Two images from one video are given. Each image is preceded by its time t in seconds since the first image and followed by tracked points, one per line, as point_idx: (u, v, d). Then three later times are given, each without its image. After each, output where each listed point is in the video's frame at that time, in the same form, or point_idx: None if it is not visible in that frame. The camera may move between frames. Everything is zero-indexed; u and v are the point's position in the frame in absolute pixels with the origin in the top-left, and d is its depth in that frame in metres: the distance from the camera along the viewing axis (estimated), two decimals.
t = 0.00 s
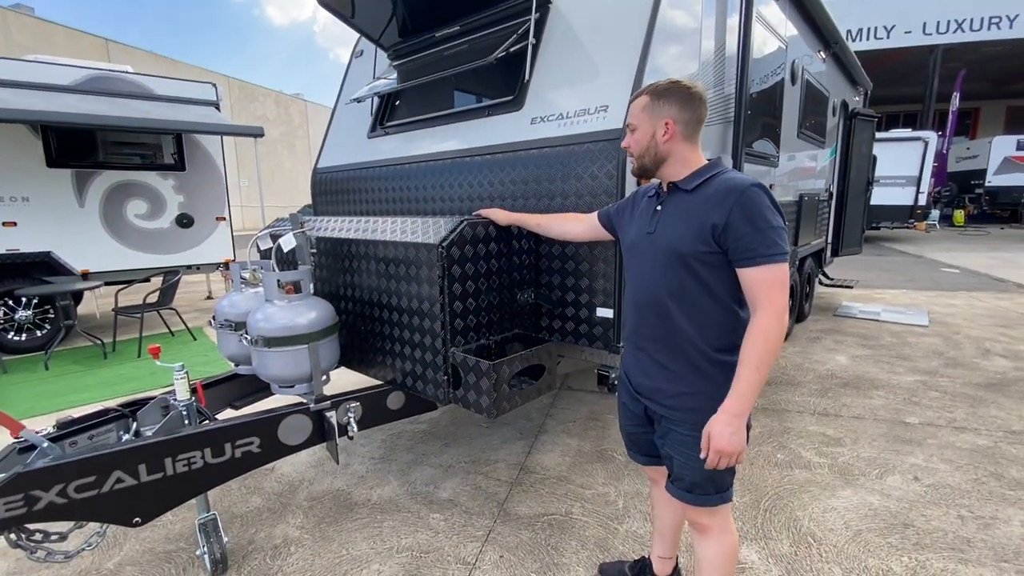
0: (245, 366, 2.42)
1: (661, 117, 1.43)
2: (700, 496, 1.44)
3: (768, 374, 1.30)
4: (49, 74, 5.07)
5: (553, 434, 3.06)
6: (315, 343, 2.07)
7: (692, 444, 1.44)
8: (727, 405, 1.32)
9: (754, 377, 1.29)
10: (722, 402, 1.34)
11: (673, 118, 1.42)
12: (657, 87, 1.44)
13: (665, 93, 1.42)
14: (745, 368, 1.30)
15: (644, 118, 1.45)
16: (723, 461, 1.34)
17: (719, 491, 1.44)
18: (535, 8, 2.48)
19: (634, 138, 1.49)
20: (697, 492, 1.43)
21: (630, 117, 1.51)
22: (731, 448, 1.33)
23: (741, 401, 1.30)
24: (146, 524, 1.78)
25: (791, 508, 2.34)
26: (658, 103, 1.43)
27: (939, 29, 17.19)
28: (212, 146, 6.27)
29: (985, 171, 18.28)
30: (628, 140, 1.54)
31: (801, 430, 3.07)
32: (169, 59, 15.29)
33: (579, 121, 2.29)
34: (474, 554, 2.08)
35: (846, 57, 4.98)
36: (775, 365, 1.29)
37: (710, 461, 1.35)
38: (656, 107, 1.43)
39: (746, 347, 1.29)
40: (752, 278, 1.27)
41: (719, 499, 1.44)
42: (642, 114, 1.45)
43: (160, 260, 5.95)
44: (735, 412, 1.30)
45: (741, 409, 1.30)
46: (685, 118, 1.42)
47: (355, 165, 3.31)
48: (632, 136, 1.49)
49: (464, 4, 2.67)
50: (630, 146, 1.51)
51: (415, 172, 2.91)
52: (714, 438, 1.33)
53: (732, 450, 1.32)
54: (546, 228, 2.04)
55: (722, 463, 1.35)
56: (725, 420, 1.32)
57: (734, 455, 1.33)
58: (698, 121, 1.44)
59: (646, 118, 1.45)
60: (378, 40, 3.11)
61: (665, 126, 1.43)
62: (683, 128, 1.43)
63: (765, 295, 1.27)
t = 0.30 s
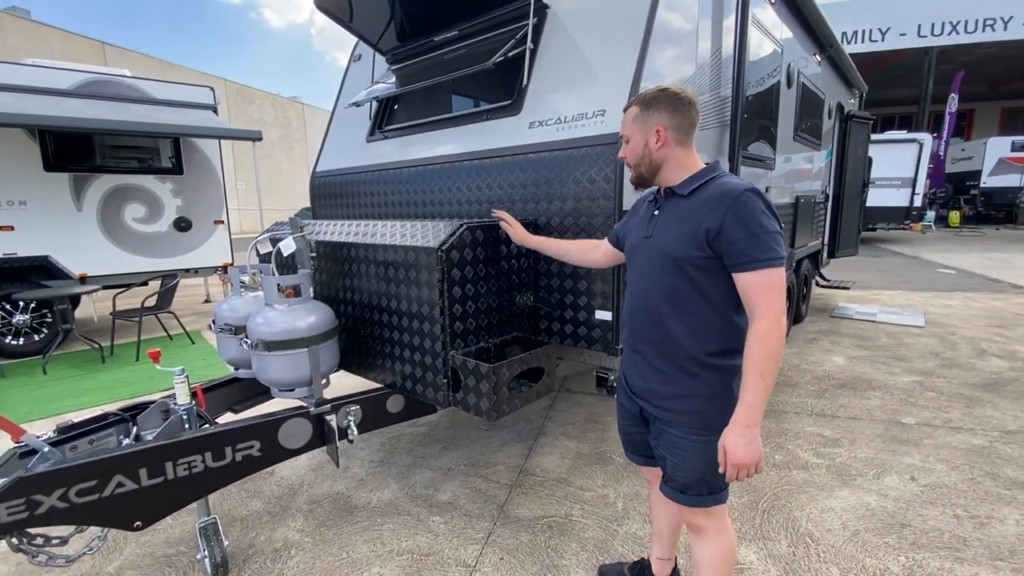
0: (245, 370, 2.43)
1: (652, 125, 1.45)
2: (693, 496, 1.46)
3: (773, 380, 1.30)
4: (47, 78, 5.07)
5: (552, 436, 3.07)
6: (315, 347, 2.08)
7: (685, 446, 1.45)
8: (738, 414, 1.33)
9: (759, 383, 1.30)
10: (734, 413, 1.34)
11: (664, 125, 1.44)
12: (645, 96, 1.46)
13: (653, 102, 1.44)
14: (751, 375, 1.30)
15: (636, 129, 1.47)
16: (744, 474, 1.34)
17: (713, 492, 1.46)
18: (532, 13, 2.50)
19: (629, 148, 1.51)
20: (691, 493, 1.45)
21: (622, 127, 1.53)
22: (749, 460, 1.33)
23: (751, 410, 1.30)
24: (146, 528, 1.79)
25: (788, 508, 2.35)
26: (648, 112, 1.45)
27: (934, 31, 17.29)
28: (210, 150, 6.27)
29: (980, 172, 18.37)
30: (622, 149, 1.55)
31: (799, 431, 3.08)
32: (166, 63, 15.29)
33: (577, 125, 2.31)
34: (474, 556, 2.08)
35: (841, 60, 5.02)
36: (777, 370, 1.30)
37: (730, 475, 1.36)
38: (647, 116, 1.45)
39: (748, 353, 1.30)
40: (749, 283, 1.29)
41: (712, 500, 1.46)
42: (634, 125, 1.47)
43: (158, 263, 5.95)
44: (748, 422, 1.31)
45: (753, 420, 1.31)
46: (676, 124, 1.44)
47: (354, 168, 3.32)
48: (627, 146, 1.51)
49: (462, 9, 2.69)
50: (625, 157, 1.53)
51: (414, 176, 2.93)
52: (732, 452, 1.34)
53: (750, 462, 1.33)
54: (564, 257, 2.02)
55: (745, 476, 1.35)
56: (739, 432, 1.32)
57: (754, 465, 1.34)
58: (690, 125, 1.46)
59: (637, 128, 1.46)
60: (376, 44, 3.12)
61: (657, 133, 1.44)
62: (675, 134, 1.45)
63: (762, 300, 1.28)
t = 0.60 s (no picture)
0: (244, 370, 2.43)
1: (646, 128, 1.45)
2: (693, 494, 1.45)
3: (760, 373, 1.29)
4: (46, 78, 5.07)
5: (552, 436, 3.07)
6: (314, 347, 2.08)
7: (685, 442, 1.45)
8: (719, 401, 1.31)
9: (743, 375, 1.29)
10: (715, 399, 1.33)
11: (659, 127, 1.44)
12: (638, 99, 1.45)
13: (646, 106, 1.44)
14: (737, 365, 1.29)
15: (631, 132, 1.46)
16: (714, 458, 1.33)
17: (712, 490, 1.44)
18: (531, 13, 2.51)
19: (623, 153, 1.50)
20: (691, 490, 1.44)
21: (614, 130, 1.52)
22: (720, 444, 1.32)
23: (731, 398, 1.29)
24: (145, 528, 1.78)
25: (788, 508, 2.35)
26: (641, 115, 1.44)
27: (933, 32, 17.32)
28: (210, 151, 6.27)
29: (979, 172, 18.42)
30: (616, 153, 1.54)
31: (799, 431, 3.09)
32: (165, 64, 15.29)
33: (576, 125, 2.31)
34: (473, 557, 2.08)
35: (840, 61, 5.02)
36: (764, 365, 1.29)
37: (700, 457, 1.35)
38: (641, 119, 1.44)
39: (738, 347, 1.30)
40: (743, 279, 1.29)
41: (712, 498, 1.45)
42: (628, 129, 1.46)
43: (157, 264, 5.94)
44: (727, 408, 1.30)
45: (732, 407, 1.30)
46: (670, 126, 1.44)
47: (353, 169, 3.32)
48: (621, 150, 1.50)
49: (462, 9, 2.69)
50: (620, 161, 1.52)
51: (414, 176, 2.93)
52: (705, 435, 1.32)
53: (723, 447, 1.32)
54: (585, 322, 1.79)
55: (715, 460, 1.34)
56: (716, 418, 1.31)
57: (727, 452, 1.33)
58: (683, 126, 1.46)
59: (631, 131, 1.46)
60: (375, 45, 3.13)
61: (652, 136, 1.44)
62: (669, 136, 1.45)
63: (757, 296, 1.28)
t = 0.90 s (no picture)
0: (242, 371, 2.42)
1: (648, 129, 1.45)
2: (698, 493, 1.44)
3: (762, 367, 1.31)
4: (42, 78, 5.05)
5: (550, 437, 3.07)
6: (311, 348, 2.08)
7: (692, 441, 1.44)
8: (725, 396, 1.32)
9: (748, 369, 1.30)
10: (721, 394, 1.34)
11: (661, 129, 1.45)
12: (639, 101, 1.45)
13: (648, 107, 1.44)
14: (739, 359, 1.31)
15: (633, 133, 1.46)
16: (721, 452, 1.34)
17: (717, 488, 1.45)
18: (529, 14, 2.51)
19: (624, 154, 1.49)
20: (697, 489, 1.44)
21: (614, 131, 1.51)
22: (729, 438, 1.32)
23: (737, 391, 1.31)
24: (141, 530, 1.78)
25: (786, 508, 2.36)
26: (644, 116, 1.44)
27: (930, 33, 17.37)
28: (208, 151, 6.26)
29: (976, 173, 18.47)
30: (615, 155, 1.53)
31: (796, 431, 3.09)
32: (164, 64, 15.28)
33: (574, 125, 2.31)
34: (471, 558, 2.08)
35: (837, 61, 5.04)
36: (767, 360, 1.30)
37: (707, 450, 1.35)
38: (643, 120, 1.44)
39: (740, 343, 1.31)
40: (748, 277, 1.30)
41: (717, 496, 1.45)
42: (630, 130, 1.46)
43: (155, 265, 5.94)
44: (733, 402, 1.31)
45: (737, 400, 1.31)
46: (671, 128, 1.45)
47: (351, 170, 3.32)
48: (622, 151, 1.49)
49: (460, 10, 2.69)
50: (620, 163, 1.51)
51: (411, 177, 2.92)
52: (713, 428, 1.33)
53: (730, 440, 1.32)
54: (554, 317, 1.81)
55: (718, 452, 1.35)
56: (722, 411, 1.32)
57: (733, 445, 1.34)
58: (682, 128, 1.48)
59: (633, 132, 1.45)
60: (374, 45, 3.13)
61: (654, 137, 1.45)
62: (670, 137, 1.46)
63: (761, 294, 1.29)
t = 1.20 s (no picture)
0: (240, 371, 2.42)
1: (655, 129, 1.44)
2: (703, 492, 1.44)
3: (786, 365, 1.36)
4: (41, 79, 5.05)
5: (549, 437, 3.07)
6: (310, 348, 2.07)
7: (698, 441, 1.43)
8: (764, 401, 1.36)
9: (779, 370, 1.34)
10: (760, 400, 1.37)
11: (668, 129, 1.45)
12: (645, 100, 1.45)
13: (655, 107, 1.44)
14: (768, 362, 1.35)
15: (639, 133, 1.45)
16: (771, 457, 1.36)
17: (720, 487, 1.45)
18: (529, 14, 2.51)
19: (630, 154, 1.48)
20: (703, 488, 1.43)
21: (618, 131, 1.50)
22: (777, 443, 1.35)
23: (775, 396, 1.35)
24: (139, 531, 1.77)
25: (785, 509, 2.35)
26: (651, 116, 1.44)
27: (927, 35, 17.42)
28: (206, 151, 6.25)
29: (974, 174, 18.51)
30: (618, 155, 1.51)
31: (796, 432, 3.09)
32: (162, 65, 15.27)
33: (573, 126, 2.31)
34: (470, 559, 2.07)
35: (836, 62, 5.04)
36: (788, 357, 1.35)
37: (761, 459, 1.37)
38: (650, 120, 1.44)
39: (762, 343, 1.36)
40: (760, 278, 1.33)
41: (721, 494, 1.45)
42: (637, 129, 1.45)
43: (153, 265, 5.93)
44: (773, 407, 1.35)
45: (775, 404, 1.35)
46: (677, 128, 1.45)
47: (350, 170, 3.32)
48: (627, 151, 1.48)
49: (459, 10, 2.69)
50: (625, 163, 1.50)
51: (410, 176, 2.92)
52: (760, 435, 1.35)
53: (778, 445, 1.34)
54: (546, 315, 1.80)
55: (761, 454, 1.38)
56: (764, 417, 1.35)
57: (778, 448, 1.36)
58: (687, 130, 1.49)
59: (641, 131, 1.44)
60: (373, 45, 3.12)
61: (661, 137, 1.45)
62: (676, 138, 1.46)
63: (773, 294, 1.34)
